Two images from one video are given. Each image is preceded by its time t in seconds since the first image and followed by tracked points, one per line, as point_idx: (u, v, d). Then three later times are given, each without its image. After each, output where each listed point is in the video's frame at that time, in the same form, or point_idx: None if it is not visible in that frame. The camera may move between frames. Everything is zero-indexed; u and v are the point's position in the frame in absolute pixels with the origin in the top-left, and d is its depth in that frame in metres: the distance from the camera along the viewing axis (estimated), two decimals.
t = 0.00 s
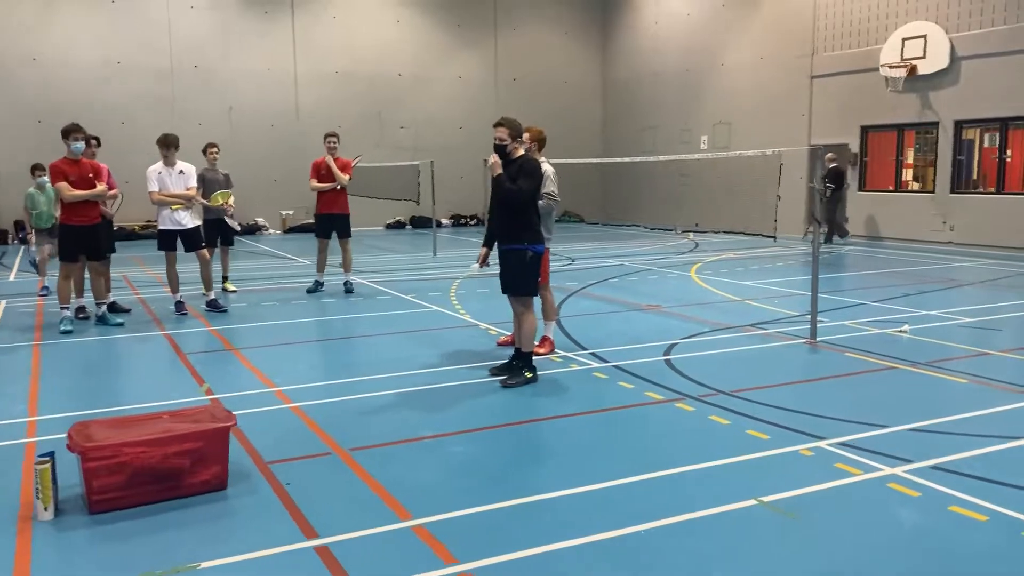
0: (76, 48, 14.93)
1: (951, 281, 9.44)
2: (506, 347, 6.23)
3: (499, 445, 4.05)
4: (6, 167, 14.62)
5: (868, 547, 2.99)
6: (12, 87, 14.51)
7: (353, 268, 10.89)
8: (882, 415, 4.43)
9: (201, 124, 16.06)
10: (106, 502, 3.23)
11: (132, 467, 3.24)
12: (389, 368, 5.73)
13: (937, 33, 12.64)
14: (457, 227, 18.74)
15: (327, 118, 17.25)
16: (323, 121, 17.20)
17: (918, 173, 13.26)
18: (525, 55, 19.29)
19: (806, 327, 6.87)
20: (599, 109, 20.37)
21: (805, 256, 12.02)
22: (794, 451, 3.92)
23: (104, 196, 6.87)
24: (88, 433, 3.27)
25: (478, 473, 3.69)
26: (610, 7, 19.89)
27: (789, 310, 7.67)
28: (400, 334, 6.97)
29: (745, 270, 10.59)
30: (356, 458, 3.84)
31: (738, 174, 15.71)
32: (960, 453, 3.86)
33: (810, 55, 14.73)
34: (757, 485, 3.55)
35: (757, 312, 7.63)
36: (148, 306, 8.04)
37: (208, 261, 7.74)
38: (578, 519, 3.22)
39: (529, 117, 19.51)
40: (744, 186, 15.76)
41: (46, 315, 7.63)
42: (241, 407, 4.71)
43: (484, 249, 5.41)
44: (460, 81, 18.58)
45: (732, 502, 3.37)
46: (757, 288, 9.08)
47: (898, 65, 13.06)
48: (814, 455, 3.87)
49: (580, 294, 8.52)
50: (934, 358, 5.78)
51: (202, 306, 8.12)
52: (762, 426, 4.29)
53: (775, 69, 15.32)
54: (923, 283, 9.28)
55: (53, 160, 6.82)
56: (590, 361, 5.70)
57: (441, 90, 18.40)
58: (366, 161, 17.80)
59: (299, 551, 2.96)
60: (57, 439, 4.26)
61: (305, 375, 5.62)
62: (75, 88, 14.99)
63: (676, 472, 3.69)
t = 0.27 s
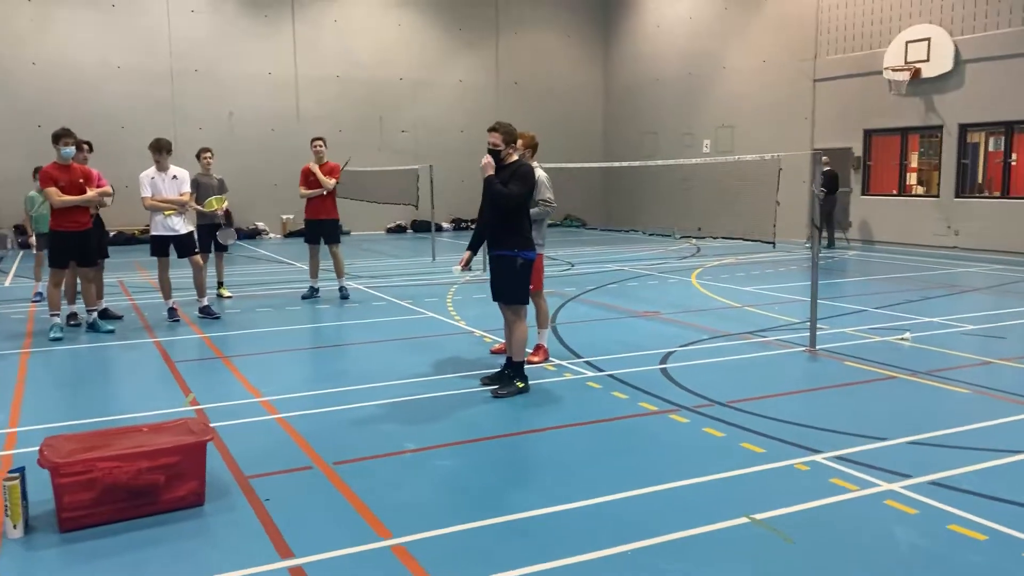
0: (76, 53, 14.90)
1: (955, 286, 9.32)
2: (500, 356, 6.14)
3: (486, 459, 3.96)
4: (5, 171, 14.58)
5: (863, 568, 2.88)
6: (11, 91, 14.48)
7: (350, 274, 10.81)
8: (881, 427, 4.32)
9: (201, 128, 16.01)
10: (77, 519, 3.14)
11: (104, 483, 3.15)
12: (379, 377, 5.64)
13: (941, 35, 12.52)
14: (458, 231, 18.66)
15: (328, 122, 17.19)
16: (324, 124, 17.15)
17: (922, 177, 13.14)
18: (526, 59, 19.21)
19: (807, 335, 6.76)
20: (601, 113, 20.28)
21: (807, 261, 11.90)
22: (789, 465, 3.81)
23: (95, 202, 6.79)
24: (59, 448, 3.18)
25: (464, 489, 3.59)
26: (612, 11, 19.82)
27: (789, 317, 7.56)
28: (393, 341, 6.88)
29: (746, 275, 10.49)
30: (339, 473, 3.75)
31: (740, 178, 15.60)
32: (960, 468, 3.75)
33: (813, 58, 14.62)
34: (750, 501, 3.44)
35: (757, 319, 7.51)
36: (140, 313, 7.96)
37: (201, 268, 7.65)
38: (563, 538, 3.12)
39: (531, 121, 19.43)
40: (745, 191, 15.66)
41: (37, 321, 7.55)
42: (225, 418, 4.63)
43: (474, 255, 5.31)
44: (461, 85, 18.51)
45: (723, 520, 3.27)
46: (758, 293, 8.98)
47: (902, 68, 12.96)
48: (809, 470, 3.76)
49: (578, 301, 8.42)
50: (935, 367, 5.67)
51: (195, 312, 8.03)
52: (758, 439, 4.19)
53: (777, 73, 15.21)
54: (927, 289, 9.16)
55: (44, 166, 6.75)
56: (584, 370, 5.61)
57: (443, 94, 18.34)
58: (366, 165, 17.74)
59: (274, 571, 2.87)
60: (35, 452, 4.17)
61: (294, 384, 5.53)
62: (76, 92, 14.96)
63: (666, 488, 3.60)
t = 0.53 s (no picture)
0: (80, 56, 14.86)
1: (966, 290, 9.15)
2: (499, 362, 6.02)
3: (480, 469, 3.84)
4: (9, 174, 14.55)
5: None
6: (15, 94, 14.46)
7: (352, 278, 10.71)
8: (889, 437, 4.19)
9: (205, 131, 15.96)
10: (54, 532, 3.04)
11: (82, 495, 3.05)
12: (376, 384, 5.52)
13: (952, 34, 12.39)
14: (463, 234, 18.56)
15: (333, 125, 17.12)
16: (328, 127, 17.08)
17: (932, 180, 12.98)
18: (531, 61, 19.10)
19: (814, 341, 6.62)
20: (608, 115, 20.15)
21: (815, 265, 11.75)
22: (793, 477, 3.68)
23: (91, 205, 6.71)
24: (35, 459, 3.08)
25: (456, 502, 3.47)
26: (619, 13, 19.70)
27: (796, 322, 7.41)
28: (392, 346, 6.77)
29: (753, 279, 10.34)
30: (328, 484, 3.64)
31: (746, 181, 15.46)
32: (972, 480, 3.61)
33: (821, 59, 14.46)
34: (752, 516, 3.31)
35: (763, 324, 7.37)
36: (138, 317, 7.87)
37: (199, 271, 7.55)
38: (556, 554, 3.00)
39: (537, 124, 19.32)
40: (752, 195, 15.51)
41: (34, 326, 7.47)
42: (215, 427, 4.52)
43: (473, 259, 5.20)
44: (467, 88, 18.42)
45: (724, 536, 3.14)
46: (765, 298, 8.84)
47: (911, 70, 12.79)
48: (815, 482, 3.62)
49: (581, 305, 8.30)
50: (946, 374, 5.52)
51: (193, 317, 7.94)
52: (762, 450, 4.05)
53: (785, 75, 15.06)
54: (937, 294, 8.99)
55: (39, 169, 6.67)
56: (585, 377, 5.48)
57: (448, 96, 18.25)
58: (371, 168, 17.65)
59: None
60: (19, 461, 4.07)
61: (288, 391, 5.42)
62: (80, 95, 14.92)
63: (665, 501, 3.47)
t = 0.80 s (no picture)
0: (85, 58, 14.81)
1: (982, 295, 8.94)
2: (501, 369, 5.87)
3: (476, 484, 3.68)
4: (14, 177, 14.50)
5: None
6: (21, 96, 14.41)
7: (356, 281, 10.58)
8: (904, 450, 4.01)
9: (211, 133, 15.88)
10: (26, 551, 2.89)
11: (55, 512, 2.90)
12: (373, 392, 5.38)
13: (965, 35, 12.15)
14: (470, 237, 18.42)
15: (339, 127, 17.02)
16: (335, 129, 16.97)
17: (946, 182, 12.76)
18: (539, 63, 18.96)
19: (825, 347, 6.43)
20: (617, 117, 19.98)
21: (826, 269, 11.56)
22: (804, 493, 3.51)
23: (87, 208, 6.59)
24: (8, 474, 2.94)
25: (449, 518, 3.32)
26: (628, 14, 19.55)
27: (807, 327, 7.23)
28: (392, 352, 6.63)
29: (763, 283, 10.15)
30: (317, 499, 3.49)
31: (756, 183, 15.28)
32: (992, 497, 3.43)
33: (833, 60, 14.26)
34: (761, 535, 3.14)
35: (773, 329, 7.19)
36: (136, 322, 7.75)
37: (198, 275, 7.43)
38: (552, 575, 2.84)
39: (546, 126, 19.17)
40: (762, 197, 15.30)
41: (30, 331, 7.36)
42: (205, 437, 4.38)
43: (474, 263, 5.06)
44: (475, 90, 18.29)
45: (731, 556, 2.97)
46: (774, 302, 8.65)
47: (924, 70, 12.58)
48: (827, 499, 3.45)
49: (586, 310, 8.13)
50: (963, 383, 5.32)
51: (192, 321, 7.81)
52: (771, 463, 3.88)
53: (796, 76, 14.87)
54: (952, 298, 8.79)
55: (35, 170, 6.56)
56: (588, 385, 5.32)
57: (455, 98, 18.12)
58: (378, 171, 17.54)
59: None
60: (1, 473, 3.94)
61: (283, 399, 5.28)
62: (85, 98, 14.86)
63: (669, 518, 3.30)
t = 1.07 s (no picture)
0: (92, 61, 14.79)
1: (995, 300, 8.77)
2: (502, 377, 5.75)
3: (473, 499, 3.56)
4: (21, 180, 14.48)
5: None
6: (27, 100, 14.39)
7: (360, 286, 10.48)
8: (917, 464, 3.87)
9: (217, 136, 15.84)
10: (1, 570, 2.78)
11: (32, 530, 2.79)
12: (372, 400, 5.27)
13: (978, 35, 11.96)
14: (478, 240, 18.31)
15: (346, 130, 16.94)
16: (341, 132, 16.90)
17: (959, 185, 12.57)
18: (547, 66, 18.87)
19: (835, 354, 6.28)
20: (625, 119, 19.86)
21: (836, 273, 11.39)
22: (812, 510, 3.37)
23: (85, 212, 6.52)
24: None
25: (443, 536, 3.20)
26: (636, 15, 19.42)
27: (817, 334, 7.07)
28: (393, 359, 6.52)
29: (771, 288, 10.00)
30: (308, 515, 3.38)
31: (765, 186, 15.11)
32: (1009, 516, 3.29)
33: (843, 61, 14.10)
34: (767, 555, 3.00)
35: (782, 336, 7.05)
36: (136, 327, 7.67)
37: (198, 280, 7.34)
38: None
39: (553, 128, 19.07)
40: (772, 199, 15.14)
41: (29, 336, 7.29)
42: (197, 448, 4.28)
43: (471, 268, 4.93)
44: (482, 92, 18.20)
45: None
46: (783, 308, 8.50)
47: (936, 71, 12.41)
48: (836, 516, 3.32)
49: (592, 315, 8.01)
50: (977, 393, 5.17)
51: (192, 327, 7.73)
52: (778, 478, 3.75)
53: (806, 77, 14.71)
54: (965, 303, 8.62)
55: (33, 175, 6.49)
56: (591, 394, 5.19)
57: (462, 101, 18.03)
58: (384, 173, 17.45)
59: None
60: None
61: (280, 407, 5.18)
62: (91, 101, 14.84)
63: (671, 537, 3.17)
